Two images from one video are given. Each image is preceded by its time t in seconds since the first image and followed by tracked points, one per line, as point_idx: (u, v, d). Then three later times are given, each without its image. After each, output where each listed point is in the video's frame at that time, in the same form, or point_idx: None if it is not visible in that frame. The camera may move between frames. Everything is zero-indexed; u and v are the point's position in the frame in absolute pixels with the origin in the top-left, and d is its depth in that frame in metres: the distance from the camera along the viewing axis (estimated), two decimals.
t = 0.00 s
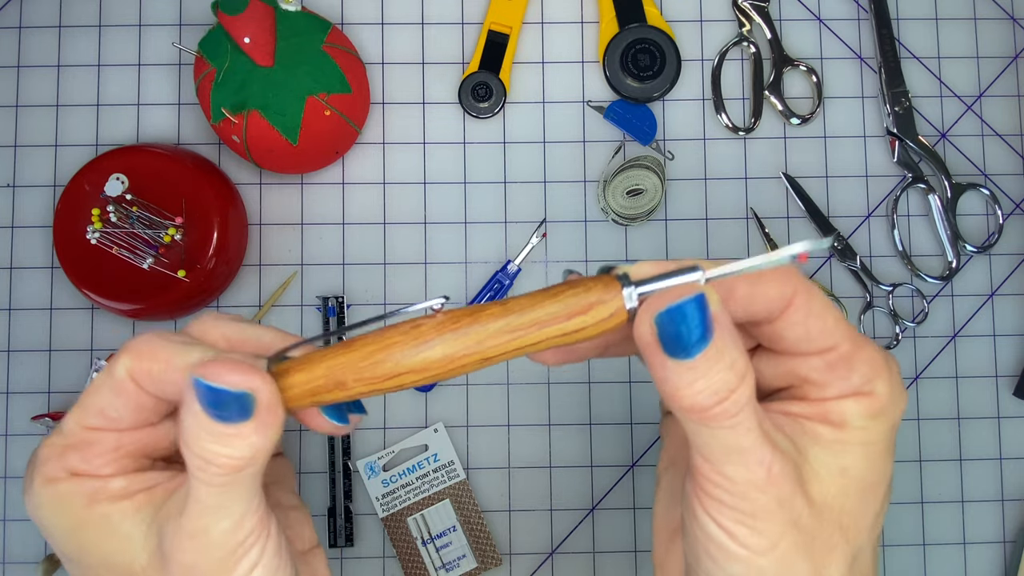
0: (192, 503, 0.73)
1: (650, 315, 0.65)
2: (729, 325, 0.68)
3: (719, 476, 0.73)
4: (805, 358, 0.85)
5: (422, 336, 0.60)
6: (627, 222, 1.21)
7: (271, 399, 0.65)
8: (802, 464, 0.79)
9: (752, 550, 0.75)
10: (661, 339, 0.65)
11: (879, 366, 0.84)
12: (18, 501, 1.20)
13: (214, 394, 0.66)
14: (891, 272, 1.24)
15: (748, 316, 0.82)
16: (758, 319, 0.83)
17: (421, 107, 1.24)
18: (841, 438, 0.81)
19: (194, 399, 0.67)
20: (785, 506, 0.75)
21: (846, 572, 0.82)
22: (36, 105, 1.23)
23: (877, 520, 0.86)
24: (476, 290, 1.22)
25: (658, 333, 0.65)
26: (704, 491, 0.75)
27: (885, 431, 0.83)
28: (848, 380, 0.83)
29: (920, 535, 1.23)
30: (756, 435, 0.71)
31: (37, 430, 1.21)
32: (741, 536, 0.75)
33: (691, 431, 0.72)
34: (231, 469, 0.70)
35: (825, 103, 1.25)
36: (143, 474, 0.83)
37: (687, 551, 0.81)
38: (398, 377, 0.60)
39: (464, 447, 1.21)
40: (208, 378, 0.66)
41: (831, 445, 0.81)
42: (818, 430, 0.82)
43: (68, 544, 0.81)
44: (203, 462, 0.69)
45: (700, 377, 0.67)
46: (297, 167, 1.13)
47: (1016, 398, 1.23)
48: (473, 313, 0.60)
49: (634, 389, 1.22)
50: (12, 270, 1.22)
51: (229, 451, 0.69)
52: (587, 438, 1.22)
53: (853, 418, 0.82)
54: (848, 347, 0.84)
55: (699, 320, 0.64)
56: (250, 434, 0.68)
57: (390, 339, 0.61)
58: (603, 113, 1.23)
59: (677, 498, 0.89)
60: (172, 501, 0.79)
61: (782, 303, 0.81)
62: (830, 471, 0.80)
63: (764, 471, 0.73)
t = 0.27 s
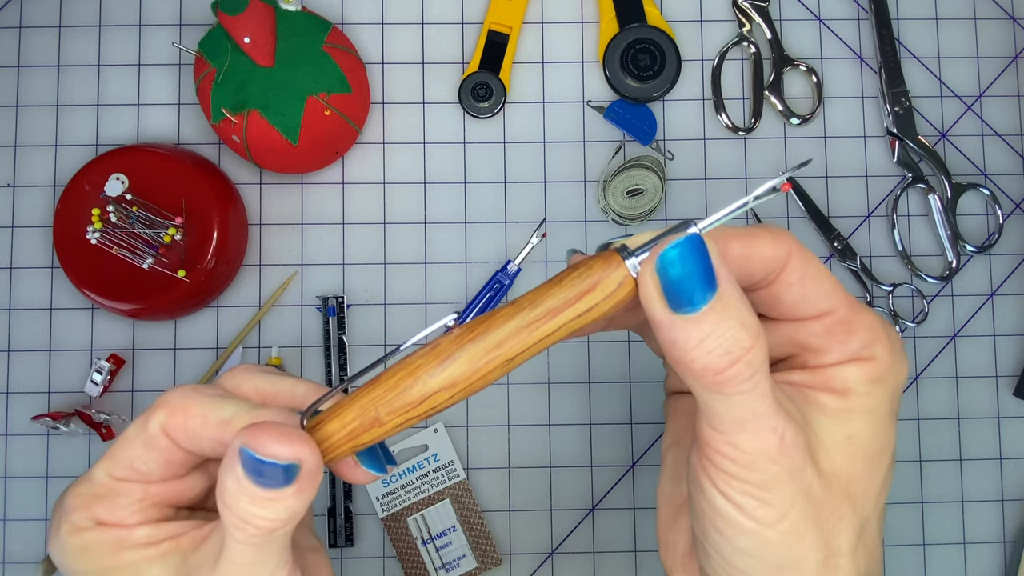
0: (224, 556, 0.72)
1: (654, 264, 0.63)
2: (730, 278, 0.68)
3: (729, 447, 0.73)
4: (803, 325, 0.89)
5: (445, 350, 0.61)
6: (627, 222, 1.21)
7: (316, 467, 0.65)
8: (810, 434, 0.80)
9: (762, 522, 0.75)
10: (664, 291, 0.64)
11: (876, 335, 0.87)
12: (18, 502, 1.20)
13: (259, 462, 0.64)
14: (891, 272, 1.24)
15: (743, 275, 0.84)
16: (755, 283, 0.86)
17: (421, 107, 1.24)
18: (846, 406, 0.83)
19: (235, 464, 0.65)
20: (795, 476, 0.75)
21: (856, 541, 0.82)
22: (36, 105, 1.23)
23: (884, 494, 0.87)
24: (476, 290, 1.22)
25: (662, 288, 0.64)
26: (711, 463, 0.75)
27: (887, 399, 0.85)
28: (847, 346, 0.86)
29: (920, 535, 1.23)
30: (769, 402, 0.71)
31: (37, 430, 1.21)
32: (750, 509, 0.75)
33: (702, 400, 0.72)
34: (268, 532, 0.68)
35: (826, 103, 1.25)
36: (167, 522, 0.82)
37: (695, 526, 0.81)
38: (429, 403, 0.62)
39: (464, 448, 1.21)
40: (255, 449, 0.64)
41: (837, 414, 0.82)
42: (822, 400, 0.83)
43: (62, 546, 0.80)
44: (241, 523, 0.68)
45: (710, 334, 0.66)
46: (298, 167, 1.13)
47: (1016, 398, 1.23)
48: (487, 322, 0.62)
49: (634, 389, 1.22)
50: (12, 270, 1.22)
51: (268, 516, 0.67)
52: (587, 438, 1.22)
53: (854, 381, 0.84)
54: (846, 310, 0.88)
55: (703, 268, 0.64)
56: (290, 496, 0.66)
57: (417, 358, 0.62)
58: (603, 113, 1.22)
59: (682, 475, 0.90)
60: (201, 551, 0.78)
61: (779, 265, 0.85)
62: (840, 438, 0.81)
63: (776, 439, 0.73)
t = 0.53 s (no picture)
0: (225, 543, 0.72)
1: (647, 268, 0.64)
2: (723, 280, 0.68)
3: (731, 452, 0.73)
4: (800, 328, 0.89)
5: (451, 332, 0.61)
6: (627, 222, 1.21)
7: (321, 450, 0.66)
8: (810, 440, 0.80)
9: (762, 528, 0.75)
10: (657, 297, 0.65)
11: (874, 338, 0.87)
12: (17, 502, 1.20)
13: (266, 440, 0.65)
14: (891, 272, 1.24)
15: (735, 275, 0.85)
16: (748, 283, 0.87)
17: (421, 107, 1.24)
18: (845, 410, 0.83)
19: (241, 447, 0.66)
20: (796, 482, 0.75)
21: (856, 545, 0.82)
22: (36, 105, 1.23)
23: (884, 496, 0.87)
24: (476, 290, 1.22)
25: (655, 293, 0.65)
26: (711, 471, 0.75)
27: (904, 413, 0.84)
28: (843, 349, 0.86)
29: (920, 535, 1.23)
30: (769, 409, 0.71)
31: (37, 430, 1.21)
32: (749, 512, 0.75)
33: (702, 407, 0.71)
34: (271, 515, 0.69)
35: (825, 103, 1.25)
36: (156, 520, 0.81)
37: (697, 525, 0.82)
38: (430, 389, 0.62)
39: (464, 448, 1.21)
40: (265, 430, 0.65)
41: (837, 418, 0.82)
42: (821, 404, 0.83)
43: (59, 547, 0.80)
44: (244, 507, 0.68)
45: (705, 339, 0.67)
46: (298, 167, 1.13)
47: (1016, 398, 1.23)
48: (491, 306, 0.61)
49: (634, 389, 1.22)
50: (12, 270, 1.22)
51: (272, 499, 0.68)
52: (587, 438, 1.22)
53: (853, 385, 0.84)
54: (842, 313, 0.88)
55: (694, 271, 0.64)
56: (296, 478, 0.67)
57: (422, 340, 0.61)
58: (603, 112, 1.22)
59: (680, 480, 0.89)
60: (193, 546, 0.77)
61: (772, 267, 0.85)
62: (843, 441, 0.81)
63: (776, 446, 0.73)
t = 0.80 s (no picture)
0: (303, 537, 0.73)
1: (634, 262, 0.64)
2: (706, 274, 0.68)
3: (717, 446, 0.73)
4: (783, 325, 0.89)
5: (472, 321, 0.61)
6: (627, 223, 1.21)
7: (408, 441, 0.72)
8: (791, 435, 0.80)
9: (746, 525, 0.75)
10: (644, 288, 0.65)
11: (849, 336, 0.88)
12: (17, 502, 1.20)
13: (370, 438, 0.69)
14: (891, 272, 1.24)
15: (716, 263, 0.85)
16: (730, 273, 0.86)
17: (421, 107, 1.24)
18: (826, 405, 0.83)
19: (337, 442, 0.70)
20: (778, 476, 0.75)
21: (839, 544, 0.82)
22: (36, 105, 1.23)
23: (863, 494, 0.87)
24: (476, 290, 1.22)
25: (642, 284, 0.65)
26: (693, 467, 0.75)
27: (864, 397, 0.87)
28: (824, 346, 0.88)
29: (920, 535, 1.23)
30: (750, 400, 0.72)
31: (37, 430, 1.21)
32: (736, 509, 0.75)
33: (683, 400, 0.72)
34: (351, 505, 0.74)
35: (825, 103, 1.25)
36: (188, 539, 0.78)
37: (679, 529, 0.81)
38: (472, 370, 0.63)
39: (464, 448, 1.21)
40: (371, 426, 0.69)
41: (819, 414, 0.83)
42: (803, 401, 0.83)
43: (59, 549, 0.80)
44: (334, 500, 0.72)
45: (688, 329, 0.66)
46: (298, 167, 1.13)
47: (1016, 398, 1.23)
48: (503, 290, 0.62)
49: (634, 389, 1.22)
50: (12, 270, 1.22)
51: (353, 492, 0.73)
52: (587, 438, 1.22)
53: (830, 380, 0.85)
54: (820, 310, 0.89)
55: (680, 261, 0.65)
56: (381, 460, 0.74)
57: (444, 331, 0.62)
58: (603, 112, 1.22)
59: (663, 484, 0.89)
60: (261, 555, 0.75)
61: (754, 257, 0.85)
62: (821, 433, 0.83)
63: (757, 439, 0.73)
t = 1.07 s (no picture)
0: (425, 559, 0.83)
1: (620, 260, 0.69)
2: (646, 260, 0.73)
3: (650, 428, 0.72)
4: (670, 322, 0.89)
5: (557, 317, 0.73)
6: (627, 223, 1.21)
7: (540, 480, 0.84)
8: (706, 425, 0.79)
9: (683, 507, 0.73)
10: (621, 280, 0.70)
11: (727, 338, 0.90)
12: (17, 502, 1.20)
13: (511, 492, 0.81)
14: (891, 272, 1.24)
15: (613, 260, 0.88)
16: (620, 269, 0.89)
17: (421, 107, 1.24)
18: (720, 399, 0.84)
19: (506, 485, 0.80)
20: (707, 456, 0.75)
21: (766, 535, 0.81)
22: (36, 105, 1.23)
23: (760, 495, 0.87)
24: (476, 290, 1.23)
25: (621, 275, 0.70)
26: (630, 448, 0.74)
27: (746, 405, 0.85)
28: (708, 342, 0.88)
29: (920, 535, 1.23)
30: (676, 380, 0.73)
31: (37, 430, 1.21)
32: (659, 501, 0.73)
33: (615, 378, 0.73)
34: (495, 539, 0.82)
35: (825, 103, 1.25)
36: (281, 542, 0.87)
37: (612, 529, 0.78)
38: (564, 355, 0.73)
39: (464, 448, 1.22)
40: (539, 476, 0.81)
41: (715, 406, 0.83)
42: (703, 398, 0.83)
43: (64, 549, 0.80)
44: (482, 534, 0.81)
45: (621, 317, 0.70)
46: (298, 167, 1.13)
47: (1016, 398, 1.23)
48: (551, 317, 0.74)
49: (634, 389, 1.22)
50: (12, 270, 1.22)
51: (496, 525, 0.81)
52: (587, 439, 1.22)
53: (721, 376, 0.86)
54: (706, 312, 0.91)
55: (643, 272, 0.69)
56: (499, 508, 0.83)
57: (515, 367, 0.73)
58: (603, 112, 1.22)
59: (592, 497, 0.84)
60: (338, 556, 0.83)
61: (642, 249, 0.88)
62: (737, 428, 0.82)
63: (686, 415, 0.73)
